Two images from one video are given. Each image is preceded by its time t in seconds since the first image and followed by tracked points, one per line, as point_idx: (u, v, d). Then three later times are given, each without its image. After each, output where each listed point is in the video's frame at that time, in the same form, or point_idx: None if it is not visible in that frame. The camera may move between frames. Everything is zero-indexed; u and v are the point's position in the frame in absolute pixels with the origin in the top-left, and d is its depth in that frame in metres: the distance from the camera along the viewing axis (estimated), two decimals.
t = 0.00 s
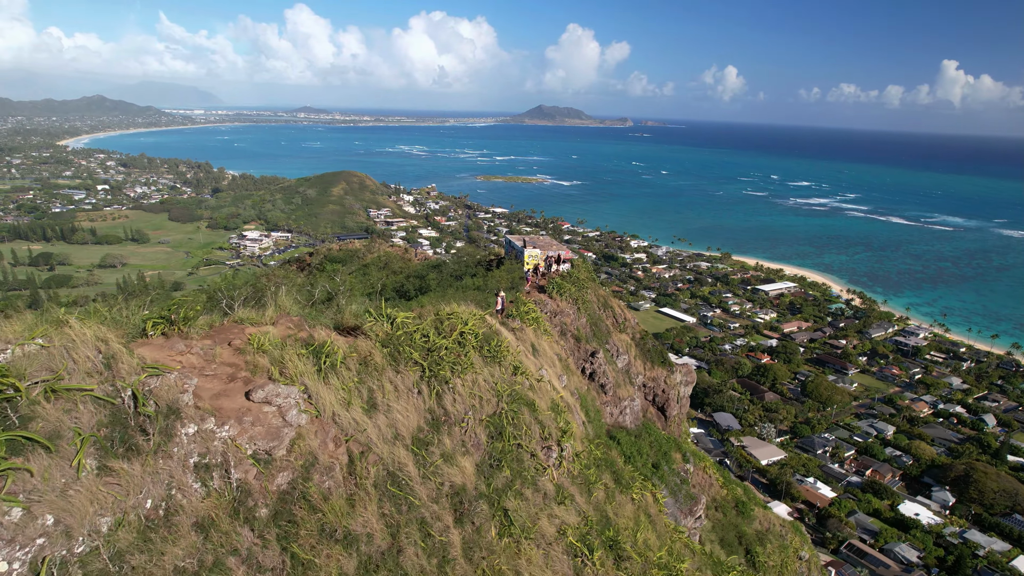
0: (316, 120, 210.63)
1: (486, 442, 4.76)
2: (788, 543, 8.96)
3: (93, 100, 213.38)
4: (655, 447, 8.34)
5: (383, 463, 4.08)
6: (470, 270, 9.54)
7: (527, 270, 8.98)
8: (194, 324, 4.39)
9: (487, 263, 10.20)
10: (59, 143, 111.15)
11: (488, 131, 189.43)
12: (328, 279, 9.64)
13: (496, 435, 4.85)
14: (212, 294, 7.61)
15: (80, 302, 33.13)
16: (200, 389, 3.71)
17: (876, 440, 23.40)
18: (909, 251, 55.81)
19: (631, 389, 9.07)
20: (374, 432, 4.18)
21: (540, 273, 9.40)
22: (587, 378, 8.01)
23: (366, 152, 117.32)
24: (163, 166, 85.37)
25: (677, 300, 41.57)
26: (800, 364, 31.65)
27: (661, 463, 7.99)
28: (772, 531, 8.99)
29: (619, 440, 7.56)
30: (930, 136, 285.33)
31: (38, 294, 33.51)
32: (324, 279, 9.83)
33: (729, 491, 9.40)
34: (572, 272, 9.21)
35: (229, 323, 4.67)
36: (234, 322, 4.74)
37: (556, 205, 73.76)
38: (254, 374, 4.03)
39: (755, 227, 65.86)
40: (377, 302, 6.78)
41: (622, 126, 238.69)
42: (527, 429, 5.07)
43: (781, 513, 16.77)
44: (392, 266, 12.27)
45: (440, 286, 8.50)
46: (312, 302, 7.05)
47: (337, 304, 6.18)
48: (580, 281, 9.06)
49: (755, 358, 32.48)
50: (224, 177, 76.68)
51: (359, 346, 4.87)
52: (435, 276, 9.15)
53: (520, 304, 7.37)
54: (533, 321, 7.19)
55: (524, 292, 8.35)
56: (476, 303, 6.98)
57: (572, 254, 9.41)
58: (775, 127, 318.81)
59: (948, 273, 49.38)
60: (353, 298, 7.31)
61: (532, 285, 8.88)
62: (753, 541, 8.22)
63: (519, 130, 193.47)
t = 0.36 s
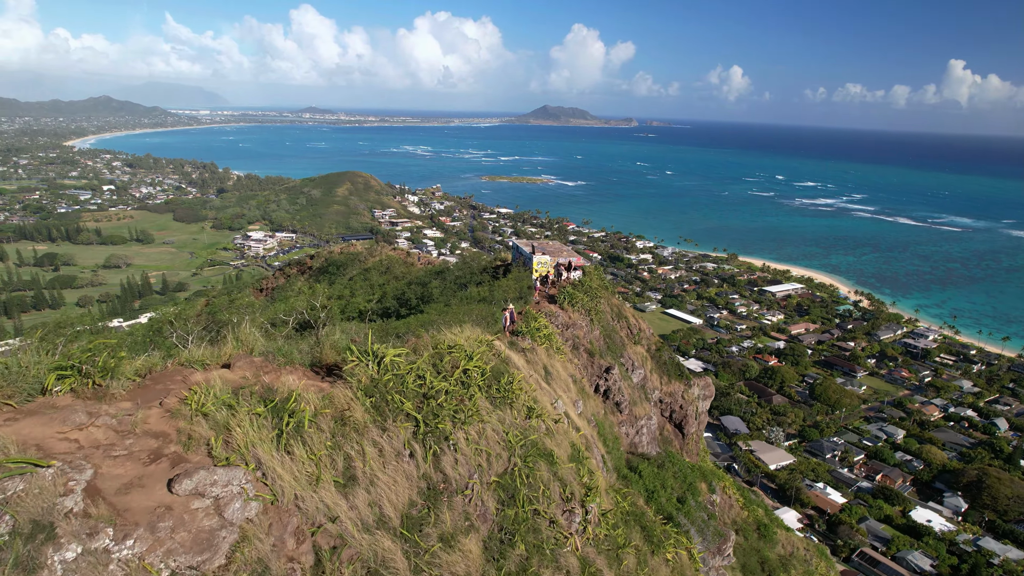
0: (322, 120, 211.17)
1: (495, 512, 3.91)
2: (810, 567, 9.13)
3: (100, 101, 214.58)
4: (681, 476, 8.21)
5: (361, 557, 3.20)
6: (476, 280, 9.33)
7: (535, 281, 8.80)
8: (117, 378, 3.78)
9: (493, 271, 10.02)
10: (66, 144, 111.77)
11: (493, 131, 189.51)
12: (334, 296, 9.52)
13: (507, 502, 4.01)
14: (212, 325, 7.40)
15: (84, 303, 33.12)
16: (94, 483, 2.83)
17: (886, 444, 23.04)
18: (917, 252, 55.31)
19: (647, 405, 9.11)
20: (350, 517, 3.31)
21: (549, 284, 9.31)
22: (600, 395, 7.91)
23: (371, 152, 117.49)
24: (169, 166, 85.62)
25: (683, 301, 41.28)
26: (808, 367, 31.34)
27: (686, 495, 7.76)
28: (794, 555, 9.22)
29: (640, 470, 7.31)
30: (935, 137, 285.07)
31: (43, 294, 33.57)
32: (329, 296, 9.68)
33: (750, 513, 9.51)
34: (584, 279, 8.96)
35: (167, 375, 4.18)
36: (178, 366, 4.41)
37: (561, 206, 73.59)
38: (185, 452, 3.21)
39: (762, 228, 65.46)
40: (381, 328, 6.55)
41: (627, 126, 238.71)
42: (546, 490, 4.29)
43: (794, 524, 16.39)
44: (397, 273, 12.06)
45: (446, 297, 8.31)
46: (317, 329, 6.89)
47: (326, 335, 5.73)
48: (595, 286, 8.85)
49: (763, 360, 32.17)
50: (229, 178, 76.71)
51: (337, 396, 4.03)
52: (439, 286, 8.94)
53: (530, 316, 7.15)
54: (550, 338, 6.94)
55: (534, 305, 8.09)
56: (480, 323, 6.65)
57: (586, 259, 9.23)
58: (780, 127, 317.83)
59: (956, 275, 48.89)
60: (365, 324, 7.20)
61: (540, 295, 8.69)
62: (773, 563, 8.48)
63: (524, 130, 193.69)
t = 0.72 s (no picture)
0: (327, 121, 211.79)
1: None
2: None
3: (106, 101, 215.50)
4: (712, 515, 8.06)
5: None
6: (480, 289, 9.05)
7: (545, 290, 8.46)
8: None
9: (500, 278, 9.73)
10: (72, 144, 112.21)
11: (498, 132, 189.67)
12: (337, 314, 9.30)
13: None
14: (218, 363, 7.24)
15: (88, 304, 33.09)
16: None
17: (896, 448, 22.70)
18: (925, 253, 54.82)
19: (667, 424, 8.95)
20: None
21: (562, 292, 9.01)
22: (615, 415, 7.60)
23: (376, 153, 117.59)
24: (175, 166, 85.79)
25: (690, 302, 40.94)
26: (816, 370, 30.99)
27: (719, 536, 7.66)
28: None
29: (668, 511, 7.08)
30: (941, 137, 284.21)
31: (48, 295, 33.56)
32: (332, 314, 9.46)
33: (775, 540, 9.45)
34: (598, 289, 8.57)
35: (60, 456, 3.16)
36: (82, 437, 3.45)
37: (566, 206, 73.36)
38: None
39: (768, 229, 65.02)
40: (385, 354, 6.24)
41: (631, 126, 238.43)
42: None
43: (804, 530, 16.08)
44: (399, 279, 11.84)
45: (450, 309, 8.01)
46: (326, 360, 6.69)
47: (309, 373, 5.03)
48: (610, 297, 8.50)
49: (771, 362, 31.80)
50: (234, 178, 76.70)
51: (293, 482, 2.98)
52: (442, 297, 8.66)
53: (541, 330, 6.82)
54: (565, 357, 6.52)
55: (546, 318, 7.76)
56: (481, 346, 6.17)
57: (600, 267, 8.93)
58: (785, 126, 316.96)
59: (966, 276, 48.36)
60: (372, 348, 6.96)
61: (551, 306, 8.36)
62: None
63: (528, 131, 193.63)
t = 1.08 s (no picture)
0: (332, 121, 212.04)
1: None
2: None
3: (112, 102, 216.21)
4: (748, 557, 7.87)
5: None
6: (485, 301, 8.75)
7: (556, 301, 8.30)
8: None
9: (507, 288, 9.55)
10: (78, 144, 112.48)
11: (503, 132, 189.57)
12: (338, 325, 9.17)
13: None
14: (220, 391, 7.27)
15: (91, 304, 32.95)
16: None
17: (907, 453, 22.34)
18: (933, 254, 54.34)
19: (688, 446, 8.69)
20: None
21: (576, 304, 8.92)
22: (635, 439, 7.29)
23: (381, 153, 117.64)
24: (180, 166, 85.82)
25: (696, 303, 40.62)
26: (825, 372, 30.64)
27: None
28: None
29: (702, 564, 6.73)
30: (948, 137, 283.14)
31: (51, 295, 33.48)
32: (333, 324, 9.31)
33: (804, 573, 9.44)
34: (613, 301, 8.39)
35: None
36: None
37: (571, 206, 73.08)
38: None
39: (774, 229, 64.65)
40: (386, 379, 5.97)
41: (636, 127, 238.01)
42: None
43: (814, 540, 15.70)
44: (400, 285, 11.65)
45: (448, 322, 7.73)
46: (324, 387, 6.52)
47: (289, 426, 4.58)
48: (627, 310, 8.37)
49: (778, 365, 31.50)
50: (238, 178, 76.62)
51: None
52: (442, 308, 8.38)
53: (556, 351, 6.46)
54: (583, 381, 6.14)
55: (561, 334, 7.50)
56: (486, 371, 6.00)
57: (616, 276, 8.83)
58: (791, 126, 315.79)
59: (974, 277, 47.91)
60: (369, 370, 6.73)
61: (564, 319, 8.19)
62: None
63: (533, 131, 193.40)
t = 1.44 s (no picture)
0: (337, 121, 212.23)
1: None
2: None
3: (118, 103, 216.79)
4: None
5: None
6: (487, 316, 8.50)
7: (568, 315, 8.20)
8: None
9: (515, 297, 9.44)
10: (83, 145, 112.73)
11: (508, 132, 189.32)
12: (335, 334, 8.98)
13: None
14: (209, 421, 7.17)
15: (95, 305, 32.86)
16: None
17: (916, 458, 22.01)
18: (941, 254, 53.89)
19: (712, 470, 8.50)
20: None
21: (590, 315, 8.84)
22: (660, 471, 6.96)
23: (385, 153, 117.61)
24: (184, 166, 85.84)
25: (702, 305, 40.33)
26: (832, 374, 30.30)
27: None
28: None
29: None
30: (954, 137, 281.66)
31: (54, 296, 33.36)
32: (330, 333, 9.14)
33: None
34: (630, 316, 8.20)
35: None
36: None
37: (576, 206, 72.83)
38: None
39: (780, 230, 64.28)
40: (377, 409, 5.72)
41: (641, 126, 237.38)
42: None
43: (823, 546, 15.41)
44: (403, 291, 11.45)
45: (447, 336, 7.51)
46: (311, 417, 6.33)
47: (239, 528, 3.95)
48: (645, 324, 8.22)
49: (785, 367, 31.18)
50: (242, 178, 76.53)
51: None
52: (441, 319, 8.13)
53: (571, 380, 6.28)
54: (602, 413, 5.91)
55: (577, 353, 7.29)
56: (492, 407, 5.86)
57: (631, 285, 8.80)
58: (796, 126, 314.82)
59: (983, 278, 47.47)
60: (361, 395, 6.53)
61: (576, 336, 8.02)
62: None
63: (537, 130, 193.05)
